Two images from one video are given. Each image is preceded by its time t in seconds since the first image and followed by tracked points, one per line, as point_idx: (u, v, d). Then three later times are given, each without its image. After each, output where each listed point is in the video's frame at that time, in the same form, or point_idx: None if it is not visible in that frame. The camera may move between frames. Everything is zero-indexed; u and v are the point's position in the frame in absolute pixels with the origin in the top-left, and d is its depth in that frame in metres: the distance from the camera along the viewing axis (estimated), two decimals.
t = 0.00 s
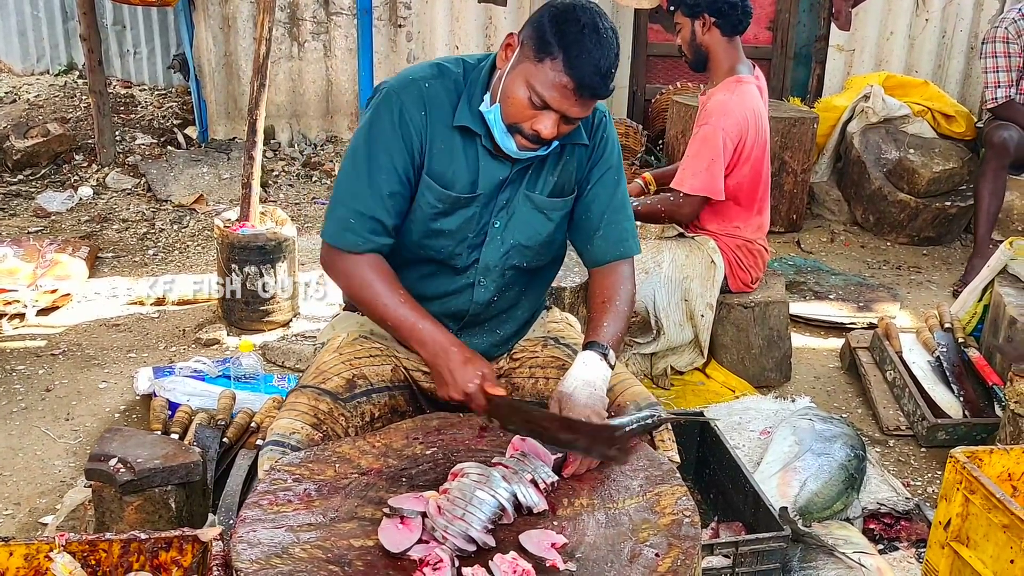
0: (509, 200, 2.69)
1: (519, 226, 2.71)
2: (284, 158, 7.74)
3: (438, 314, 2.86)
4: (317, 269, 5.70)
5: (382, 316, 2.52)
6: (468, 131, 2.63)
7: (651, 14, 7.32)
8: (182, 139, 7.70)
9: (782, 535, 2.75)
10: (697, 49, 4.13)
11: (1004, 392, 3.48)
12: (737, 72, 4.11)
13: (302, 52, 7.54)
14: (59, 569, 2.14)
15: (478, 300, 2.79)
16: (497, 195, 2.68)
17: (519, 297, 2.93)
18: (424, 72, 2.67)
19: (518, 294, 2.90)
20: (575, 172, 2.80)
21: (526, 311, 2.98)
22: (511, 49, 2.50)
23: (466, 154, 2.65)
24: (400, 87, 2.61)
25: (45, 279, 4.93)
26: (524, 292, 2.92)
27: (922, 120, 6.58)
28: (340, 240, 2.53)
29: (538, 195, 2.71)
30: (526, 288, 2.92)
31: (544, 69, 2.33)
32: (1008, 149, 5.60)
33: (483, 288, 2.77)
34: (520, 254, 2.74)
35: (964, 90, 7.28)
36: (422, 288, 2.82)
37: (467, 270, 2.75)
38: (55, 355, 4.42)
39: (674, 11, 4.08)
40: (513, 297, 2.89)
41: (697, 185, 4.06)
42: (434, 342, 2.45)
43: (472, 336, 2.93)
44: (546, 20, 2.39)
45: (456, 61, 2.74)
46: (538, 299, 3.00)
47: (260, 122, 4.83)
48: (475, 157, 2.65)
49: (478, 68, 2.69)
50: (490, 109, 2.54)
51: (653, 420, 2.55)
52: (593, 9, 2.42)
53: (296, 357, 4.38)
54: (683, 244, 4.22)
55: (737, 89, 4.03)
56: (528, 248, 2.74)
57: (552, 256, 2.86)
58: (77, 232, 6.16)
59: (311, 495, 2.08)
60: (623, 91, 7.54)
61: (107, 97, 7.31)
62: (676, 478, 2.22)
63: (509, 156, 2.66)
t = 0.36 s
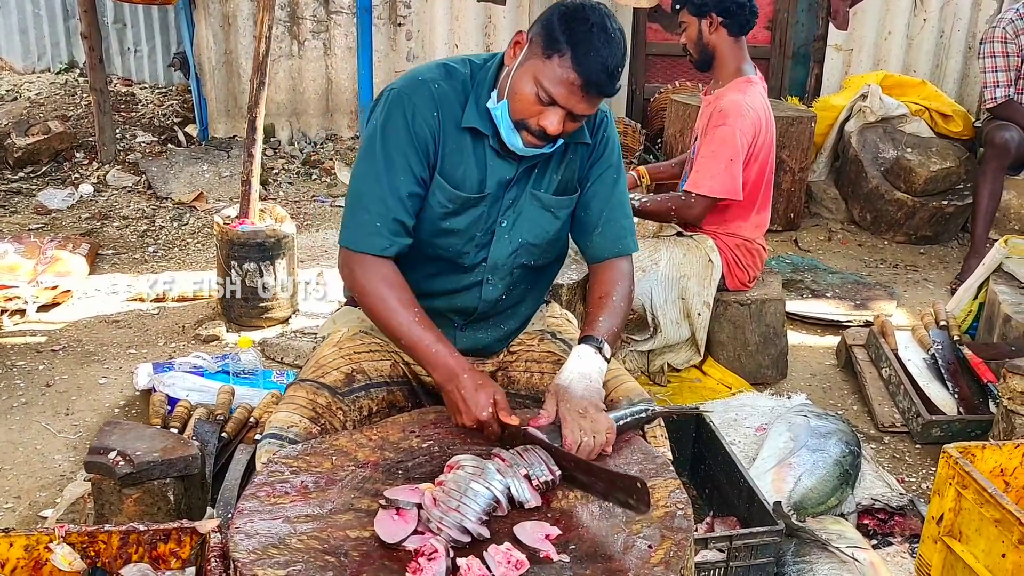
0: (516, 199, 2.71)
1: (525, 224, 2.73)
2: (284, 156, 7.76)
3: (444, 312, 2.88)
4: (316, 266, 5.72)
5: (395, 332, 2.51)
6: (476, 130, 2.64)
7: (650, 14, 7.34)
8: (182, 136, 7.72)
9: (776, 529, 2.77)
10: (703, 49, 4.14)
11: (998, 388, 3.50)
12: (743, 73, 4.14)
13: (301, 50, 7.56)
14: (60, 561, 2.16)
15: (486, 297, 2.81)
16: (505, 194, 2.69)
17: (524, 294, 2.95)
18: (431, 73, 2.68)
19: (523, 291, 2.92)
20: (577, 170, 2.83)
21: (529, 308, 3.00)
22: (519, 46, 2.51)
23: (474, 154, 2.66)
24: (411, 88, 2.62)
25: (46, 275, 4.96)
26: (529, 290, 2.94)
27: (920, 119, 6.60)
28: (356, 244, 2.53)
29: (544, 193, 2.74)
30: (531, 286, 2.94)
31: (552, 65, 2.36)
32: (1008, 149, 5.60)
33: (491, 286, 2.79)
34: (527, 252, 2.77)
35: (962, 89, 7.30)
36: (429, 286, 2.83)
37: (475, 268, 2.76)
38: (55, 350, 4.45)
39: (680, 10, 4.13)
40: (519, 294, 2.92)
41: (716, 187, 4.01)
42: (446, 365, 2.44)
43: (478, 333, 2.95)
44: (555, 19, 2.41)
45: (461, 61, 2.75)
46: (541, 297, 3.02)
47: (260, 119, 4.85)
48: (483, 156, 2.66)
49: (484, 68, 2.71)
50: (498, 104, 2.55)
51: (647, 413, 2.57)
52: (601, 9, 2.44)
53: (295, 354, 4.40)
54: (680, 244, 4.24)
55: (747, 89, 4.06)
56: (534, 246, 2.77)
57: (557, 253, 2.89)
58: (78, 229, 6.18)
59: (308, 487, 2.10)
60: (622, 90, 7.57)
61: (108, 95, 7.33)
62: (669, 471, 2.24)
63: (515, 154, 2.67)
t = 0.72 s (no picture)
0: (513, 193, 2.74)
1: (522, 219, 2.75)
2: (284, 155, 7.79)
3: (439, 304, 2.90)
4: (316, 265, 5.74)
5: (387, 308, 2.55)
6: (473, 125, 2.67)
7: (649, 13, 7.35)
8: (183, 136, 7.74)
9: (774, 525, 2.79)
10: (703, 48, 4.15)
11: (995, 385, 3.52)
12: (738, 73, 4.16)
13: (301, 50, 7.58)
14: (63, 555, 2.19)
15: (481, 291, 2.83)
16: (502, 188, 2.72)
17: (520, 289, 2.97)
18: (430, 68, 2.70)
19: (519, 286, 2.95)
20: (576, 167, 2.84)
21: (525, 303, 3.03)
22: (518, 42, 2.53)
23: (471, 147, 2.68)
24: (408, 83, 2.64)
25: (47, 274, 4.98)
26: (525, 285, 2.97)
27: (918, 118, 6.61)
28: (347, 232, 2.57)
29: (542, 189, 2.76)
30: (527, 281, 2.97)
31: (552, 60, 2.37)
32: (1008, 149, 5.60)
33: (486, 280, 2.82)
34: (522, 246, 2.79)
35: (960, 89, 7.32)
36: (426, 280, 2.86)
37: (472, 261, 2.80)
38: (57, 349, 4.47)
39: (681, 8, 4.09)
40: (515, 289, 2.94)
41: (685, 179, 4.08)
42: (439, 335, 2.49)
43: (473, 326, 2.98)
44: (554, 14, 2.43)
45: (458, 56, 2.77)
46: (538, 291, 3.05)
47: (260, 118, 4.87)
48: (481, 150, 2.69)
49: (483, 64, 2.73)
50: (498, 99, 2.55)
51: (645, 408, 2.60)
52: (600, 4, 2.46)
53: (295, 352, 4.42)
54: (678, 241, 4.28)
55: (738, 90, 4.08)
56: (531, 241, 2.79)
57: (553, 249, 2.91)
58: (79, 228, 6.20)
59: (308, 482, 2.12)
60: (621, 89, 7.59)
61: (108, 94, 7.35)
62: (666, 467, 2.26)
63: (513, 149, 2.70)
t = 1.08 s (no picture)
0: (526, 196, 2.74)
1: (535, 222, 2.76)
2: (286, 156, 7.79)
3: (450, 305, 2.91)
4: (318, 266, 5.74)
5: (403, 323, 2.53)
6: (488, 126, 2.67)
7: (650, 14, 7.35)
8: (184, 137, 7.74)
9: (778, 526, 2.80)
10: (700, 48, 4.15)
11: (998, 386, 3.52)
12: (736, 73, 4.16)
13: (303, 50, 7.58)
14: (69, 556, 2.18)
15: (494, 293, 2.85)
16: (515, 190, 2.72)
17: (531, 291, 2.98)
18: (446, 69, 2.70)
19: (530, 288, 2.96)
20: (587, 170, 2.86)
21: (535, 303, 3.04)
22: (532, 43, 2.54)
23: (486, 149, 2.68)
24: (425, 84, 2.63)
25: (50, 274, 4.98)
26: (535, 288, 2.98)
27: (919, 118, 6.62)
28: (365, 237, 2.56)
29: (554, 191, 2.77)
30: (539, 284, 2.98)
31: (567, 60, 2.39)
32: (1012, 149, 5.60)
33: (499, 281, 2.83)
34: (536, 249, 2.81)
35: (961, 89, 7.33)
36: (438, 281, 2.86)
37: (484, 262, 2.80)
38: (60, 350, 4.47)
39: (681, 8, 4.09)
40: (527, 291, 2.96)
41: (672, 172, 4.06)
42: (452, 357, 2.48)
43: (484, 327, 2.98)
44: (569, 15, 2.46)
45: (476, 59, 2.76)
46: (547, 293, 3.05)
47: (262, 120, 4.87)
48: (495, 151, 2.68)
49: (497, 65, 2.73)
50: (511, 101, 2.56)
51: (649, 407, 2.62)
52: (614, 7, 2.49)
53: (297, 353, 4.41)
54: (679, 242, 4.25)
55: (734, 90, 4.08)
56: (544, 243, 2.80)
57: (565, 252, 2.92)
58: (81, 229, 6.20)
59: (313, 483, 2.12)
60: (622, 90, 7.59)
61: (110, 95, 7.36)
62: (672, 468, 2.26)
63: (526, 151, 2.70)
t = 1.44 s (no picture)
0: (530, 197, 2.72)
1: (539, 225, 2.74)
2: (288, 157, 7.78)
3: (455, 308, 2.89)
4: (322, 268, 5.73)
5: (404, 309, 2.56)
6: (492, 128, 2.65)
7: (653, 15, 7.34)
8: (187, 138, 7.73)
9: (785, 530, 2.79)
10: (704, 53, 4.14)
11: (1006, 389, 3.51)
12: (742, 76, 4.16)
13: (305, 52, 7.57)
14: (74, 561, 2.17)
15: (497, 295, 2.83)
16: (520, 192, 2.70)
17: (535, 293, 2.97)
18: (451, 71, 2.69)
19: (534, 289, 2.94)
20: (594, 172, 2.84)
21: (540, 306, 3.03)
22: (540, 48, 2.53)
23: (490, 151, 2.67)
24: (429, 85, 2.63)
25: (53, 277, 4.97)
26: (539, 290, 2.96)
27: (923, 120, 6.61)
28: (363, 235, 2.57)
29: (560, 193, 2.75)
30: (543, 285, 2.96)
31: (575, 67, 2.38)
32: (1018, 151, 5.59)
33: (502, 283, 2.81)
34: (540, 250, 2.79)
35: (965, 90, 7.32)
36: (442, 283, 2.84)
37: (488, 264, 2.79)
38: (63, 352, 4.46)
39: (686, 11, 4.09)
40: (530, 292, 2.94)
41: (705, 188, 4.03)
42: (456, 337, 2.52)
43: (488, 329, 2.97)
44: (576, 20, 2.44)
45: (480, 61, 2.75)
46: (551, 295, 3.04)
47: (266, 121, 4.86)
48: (499, 154, 2.67)
49: (503, 67, 2.72)
50: (518, 106, 2.56)
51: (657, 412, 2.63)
52: (622, 11, 2.47)
53: (302, 355, 4.40)
54: (684, 244, 4.23)
55: (744, 93, 4.08)
56: (547, 245, 2.79)
57: (569, 254, 2.91)
58: (83, 231, 6.20)
59: (321, 488, 2.11)
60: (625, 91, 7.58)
61: (112, 97, 7.35)
62: (680, 472, 2.24)
63: (532, 154, 2.69)
